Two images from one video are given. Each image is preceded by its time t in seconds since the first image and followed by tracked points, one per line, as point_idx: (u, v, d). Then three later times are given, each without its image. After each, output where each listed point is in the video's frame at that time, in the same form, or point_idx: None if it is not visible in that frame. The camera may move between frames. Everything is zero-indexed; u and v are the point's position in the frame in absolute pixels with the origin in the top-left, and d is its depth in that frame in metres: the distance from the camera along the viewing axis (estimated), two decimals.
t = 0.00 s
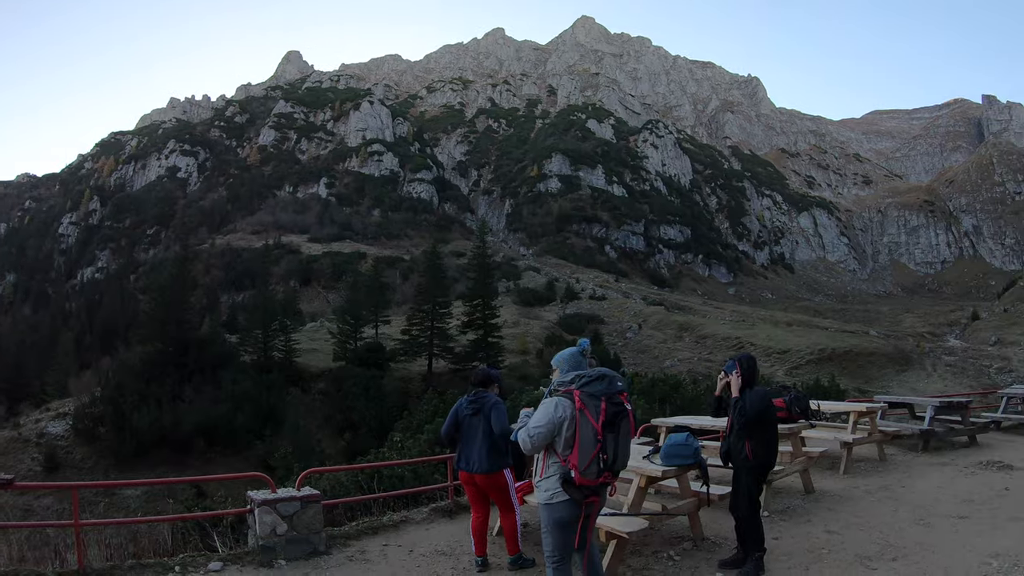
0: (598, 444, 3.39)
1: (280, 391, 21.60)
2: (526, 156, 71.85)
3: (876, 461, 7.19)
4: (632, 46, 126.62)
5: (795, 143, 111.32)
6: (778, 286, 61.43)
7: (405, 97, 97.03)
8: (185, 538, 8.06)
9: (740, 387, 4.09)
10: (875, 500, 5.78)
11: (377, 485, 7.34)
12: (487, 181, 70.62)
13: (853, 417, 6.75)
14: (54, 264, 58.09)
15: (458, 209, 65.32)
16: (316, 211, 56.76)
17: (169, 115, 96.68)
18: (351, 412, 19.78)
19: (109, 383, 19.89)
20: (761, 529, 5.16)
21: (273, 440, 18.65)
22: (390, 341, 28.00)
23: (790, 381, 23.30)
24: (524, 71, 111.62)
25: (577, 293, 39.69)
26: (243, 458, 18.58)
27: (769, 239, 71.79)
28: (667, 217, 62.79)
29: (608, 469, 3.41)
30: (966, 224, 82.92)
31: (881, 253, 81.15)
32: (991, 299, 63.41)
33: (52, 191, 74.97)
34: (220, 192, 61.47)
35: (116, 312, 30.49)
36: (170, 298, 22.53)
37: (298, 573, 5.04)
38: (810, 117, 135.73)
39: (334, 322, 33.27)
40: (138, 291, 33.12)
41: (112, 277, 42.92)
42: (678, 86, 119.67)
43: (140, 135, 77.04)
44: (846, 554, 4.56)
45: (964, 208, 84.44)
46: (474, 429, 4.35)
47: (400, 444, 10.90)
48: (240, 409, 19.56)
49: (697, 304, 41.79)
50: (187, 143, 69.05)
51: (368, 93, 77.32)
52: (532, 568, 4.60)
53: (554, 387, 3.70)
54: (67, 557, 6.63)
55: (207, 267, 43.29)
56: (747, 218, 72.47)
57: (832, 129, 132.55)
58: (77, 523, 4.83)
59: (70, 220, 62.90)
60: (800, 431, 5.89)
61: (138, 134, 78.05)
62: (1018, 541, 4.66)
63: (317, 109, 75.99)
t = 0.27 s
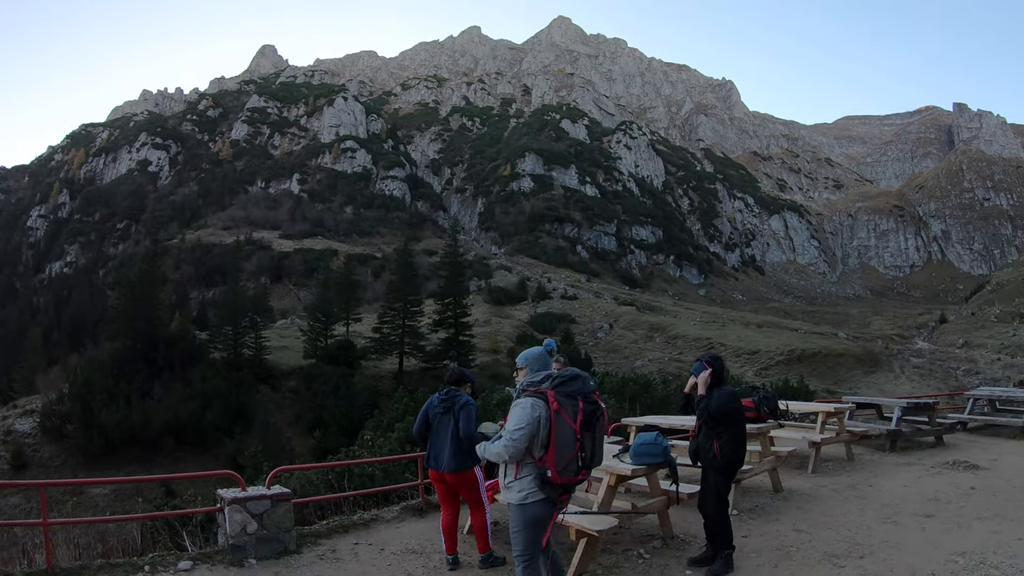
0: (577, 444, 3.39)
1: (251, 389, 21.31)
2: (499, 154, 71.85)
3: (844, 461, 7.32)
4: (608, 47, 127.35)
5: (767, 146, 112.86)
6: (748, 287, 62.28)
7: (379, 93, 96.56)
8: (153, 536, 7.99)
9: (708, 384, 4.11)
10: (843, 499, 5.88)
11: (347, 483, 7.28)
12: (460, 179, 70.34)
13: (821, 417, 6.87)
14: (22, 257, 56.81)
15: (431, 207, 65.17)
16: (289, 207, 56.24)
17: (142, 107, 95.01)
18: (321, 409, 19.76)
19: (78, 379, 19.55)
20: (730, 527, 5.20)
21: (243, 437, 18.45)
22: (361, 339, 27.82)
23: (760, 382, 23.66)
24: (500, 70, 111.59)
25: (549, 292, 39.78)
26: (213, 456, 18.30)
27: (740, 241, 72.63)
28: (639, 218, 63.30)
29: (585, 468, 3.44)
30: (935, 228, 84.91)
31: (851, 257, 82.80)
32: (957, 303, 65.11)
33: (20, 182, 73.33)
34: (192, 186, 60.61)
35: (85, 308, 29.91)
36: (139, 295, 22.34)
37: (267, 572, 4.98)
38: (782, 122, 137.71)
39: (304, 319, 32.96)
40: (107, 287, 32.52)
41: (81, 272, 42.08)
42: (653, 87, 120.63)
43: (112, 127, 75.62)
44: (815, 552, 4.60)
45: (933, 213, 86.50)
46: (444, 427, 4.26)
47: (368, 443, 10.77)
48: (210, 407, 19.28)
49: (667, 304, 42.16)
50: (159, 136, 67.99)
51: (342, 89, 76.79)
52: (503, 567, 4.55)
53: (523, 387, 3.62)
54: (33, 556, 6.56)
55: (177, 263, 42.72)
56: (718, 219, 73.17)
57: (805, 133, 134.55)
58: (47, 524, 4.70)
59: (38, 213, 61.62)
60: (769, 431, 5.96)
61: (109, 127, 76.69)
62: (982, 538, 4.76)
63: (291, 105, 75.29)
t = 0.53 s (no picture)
0: (559, 438, 3.47)
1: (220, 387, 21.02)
2: (473, 153, 71.75)
3: (813, 461, 7.44)
4: (584, 48, 127.81)
5: (740, 149, 114.17)
6: (719, 288, 63.02)
7: (353, 89, 95.93)
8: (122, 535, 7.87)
9: (675, 385, 4.10)
10: (811, 498, 5.97)
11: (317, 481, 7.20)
12: (433, 177, 69.97)
13: (789, 417, 7.00)
14: None
15: (404, 204, 64.86)
16: (260, 202, 55.65)
17: (113, 98, 93.31)
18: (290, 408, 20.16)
19: (46, 374, 19.18)
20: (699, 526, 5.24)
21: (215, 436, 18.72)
22: (332, 336, 27.60)
23: (729, 382, 23.96)
24: (475, 68, 111.52)
25: (521, 291, 39.83)
26: (184, 454, 18.40)
27: (711, 242, 73.40)
28: (611, 219, 63.73)
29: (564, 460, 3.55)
30: (905, 232, 86.80)
31: (822, 260, 84.36)
32: (923, 306, 66.72)
33: None
34: (163, 180, 59.71)
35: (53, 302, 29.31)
36: (106, 290, 21.90)
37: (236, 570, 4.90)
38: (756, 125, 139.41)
39: (275, 316, 32.62)
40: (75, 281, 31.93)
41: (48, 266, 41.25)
42: (627, 89, 121.49)
43: (83, 118, 74.17)
44: (782, 550, 4.63)
45: (903, 218, 88.38)
46: (415, 426, 4.21)
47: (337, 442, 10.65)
48: (179, 404, 19.21)
49: (638, 304, 42.47)
50: (131, 128, 66.89)
51: (317, 84, 76.17)
52: (474, 564, 4.53)
53: (498, 386, 3.62)
54: None
55: (146, 258, 42.08)
56: (690, 220, 73.65)
57: (778, 137, 136.34)
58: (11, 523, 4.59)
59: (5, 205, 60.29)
60: (738, 430, 6.05)
61: (78, 118, 75.16)
62: (947, 536, 4.86)
63: (264, 98, 74.46)
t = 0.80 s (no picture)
0: (533, 432, 3.40)
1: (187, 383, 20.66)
2: (445, 150, 71.60)
3: (779, 460, 7.55)
4: (559, 48, 128.43)
5: (712, 152, 115.35)
6: (689, 289, 63.70)
7: (326, 84, 95.26)
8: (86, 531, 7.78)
9: (640, 381, 4.09)
10: (777, 498, 6.04)
11: (284, 479, 7.13)
12: (404, 174, 69.54)
13: (756, 417, 7.08)
14: None
15: (375, 201, 64.44)
16: (231, 197, 55.03)
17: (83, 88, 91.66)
18: (258, 404, 19.94)
19: (8, 371, 18.77)
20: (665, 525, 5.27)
21: (182, 433, 18.42)
22: (302, 333, 27.46)
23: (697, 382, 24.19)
24: (450, 66, 111.59)
25: (491, 289, 39.88)
26: (151, 451, 18.08)
27: (681, 243, 74.06)
28: (582, 218, 63.95)
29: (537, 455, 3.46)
30: (873, 237, 88.68)
31: (790, 262, 85.61)
32: (889, 309, 68.28)
33: None
34: (132, 172, 58.89)
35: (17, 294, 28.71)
36: (74, 283, 21.52)
37: (202, 570, 4.83)
38: (729, 129, 141.05)
39: (244, 311, 32.30)
40: (39, 275, 31.29)
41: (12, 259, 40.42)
42: (600, 89, 122.16)
43: (51, 108, 72.85)
44: (746, 549, 4.67)
45: (871, 222, 90.38)
46: (381, 424, 4.12)
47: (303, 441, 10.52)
48: (146, 399, 18.88)
49: (607, 304, 42.73)
50: (101, 119, 65.82)
51: (290, 78, 75.52)
52: (440, 562, 4.47)
53: (466, 384, 3.50)
54: None
55: (114, 251, 41.48)
56: (661, 221, 74.34)
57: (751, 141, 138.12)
58: None
59: None
60: (704, 431, 6.12)
61: (45, 108, 73.66)
62: (911, 536, 4.93)
63: (237, 92, 73.65)
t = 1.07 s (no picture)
0: (502, 427, 3.40)
1: (157, 380, 20.32)
2: (418, 148, 71.14)
3: (747, 459, 7.64)
4: (534, 47, 128.63)
5: (685, 153, 116.10)
6: (660, 289, 64.09)
7: (300, 79, 94.34)
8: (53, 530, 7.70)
9: (607, 380, 4.09)
10: (744, 495, 6.12)
11: (253, 476, 7.08)
12: (377, 171, 68.91)
13: (724, 415, 7.18)
14: None
15: (348, 197, 63.86)
16: (201, 192, 54.31)
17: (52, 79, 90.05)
18: (228, 402, 19.79)
19: None
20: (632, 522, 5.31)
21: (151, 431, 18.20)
22: (271, 330, 27.23)
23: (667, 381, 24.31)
24: (425, 63, 111.43)
25: (462, 287, 39.75)
26: (119, 450, 17.86)
27: (654, 243, 74.51)
28: (554, 218, 63.89)
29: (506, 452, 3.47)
30: (843, 239, 90.26)
31: (761, 263, 86.54)
32: (858, 310, 69.47)
33: None
34: (103, 166, 58.22)
35: None
36: (42, 278, 21.17)
37: (168, 569, 4.77)
38: (704, 131, 142.33)
39: (214, 308, 31.88)
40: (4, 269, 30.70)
41: None
42: (575, 88, 121.95)
43: (20, 99, 71.57)
44: (714, 546, 4.71)
45: (842, 225, 91.99)
46: (350, 421, 4.10)
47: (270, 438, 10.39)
48: (115, 397, 18.61)
49: (579, 303, 42.80)
50: (71, 111, 64.97)
51: (264, 72, 74.76)
52: (408, 560, 4.47)
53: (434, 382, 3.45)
54: None
55: (84, 245, 40.82)
56: (633, 221, 74.84)
57: (725, 143, 139.93)
58: None
59: None
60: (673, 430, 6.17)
61: (13, 99, 72.37)
62: (876, 533, 5.02)
63: (210, 86, 72.77)
